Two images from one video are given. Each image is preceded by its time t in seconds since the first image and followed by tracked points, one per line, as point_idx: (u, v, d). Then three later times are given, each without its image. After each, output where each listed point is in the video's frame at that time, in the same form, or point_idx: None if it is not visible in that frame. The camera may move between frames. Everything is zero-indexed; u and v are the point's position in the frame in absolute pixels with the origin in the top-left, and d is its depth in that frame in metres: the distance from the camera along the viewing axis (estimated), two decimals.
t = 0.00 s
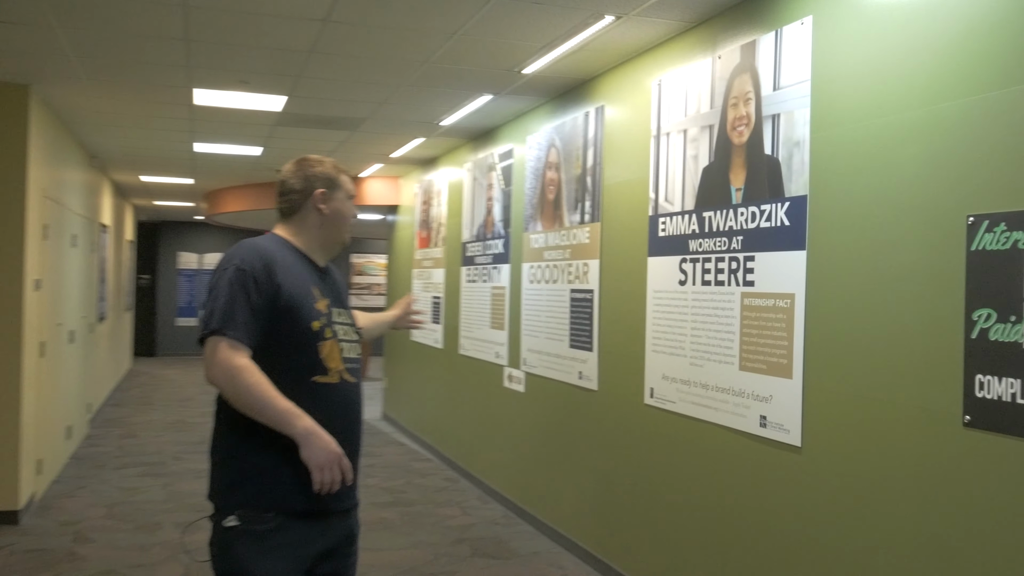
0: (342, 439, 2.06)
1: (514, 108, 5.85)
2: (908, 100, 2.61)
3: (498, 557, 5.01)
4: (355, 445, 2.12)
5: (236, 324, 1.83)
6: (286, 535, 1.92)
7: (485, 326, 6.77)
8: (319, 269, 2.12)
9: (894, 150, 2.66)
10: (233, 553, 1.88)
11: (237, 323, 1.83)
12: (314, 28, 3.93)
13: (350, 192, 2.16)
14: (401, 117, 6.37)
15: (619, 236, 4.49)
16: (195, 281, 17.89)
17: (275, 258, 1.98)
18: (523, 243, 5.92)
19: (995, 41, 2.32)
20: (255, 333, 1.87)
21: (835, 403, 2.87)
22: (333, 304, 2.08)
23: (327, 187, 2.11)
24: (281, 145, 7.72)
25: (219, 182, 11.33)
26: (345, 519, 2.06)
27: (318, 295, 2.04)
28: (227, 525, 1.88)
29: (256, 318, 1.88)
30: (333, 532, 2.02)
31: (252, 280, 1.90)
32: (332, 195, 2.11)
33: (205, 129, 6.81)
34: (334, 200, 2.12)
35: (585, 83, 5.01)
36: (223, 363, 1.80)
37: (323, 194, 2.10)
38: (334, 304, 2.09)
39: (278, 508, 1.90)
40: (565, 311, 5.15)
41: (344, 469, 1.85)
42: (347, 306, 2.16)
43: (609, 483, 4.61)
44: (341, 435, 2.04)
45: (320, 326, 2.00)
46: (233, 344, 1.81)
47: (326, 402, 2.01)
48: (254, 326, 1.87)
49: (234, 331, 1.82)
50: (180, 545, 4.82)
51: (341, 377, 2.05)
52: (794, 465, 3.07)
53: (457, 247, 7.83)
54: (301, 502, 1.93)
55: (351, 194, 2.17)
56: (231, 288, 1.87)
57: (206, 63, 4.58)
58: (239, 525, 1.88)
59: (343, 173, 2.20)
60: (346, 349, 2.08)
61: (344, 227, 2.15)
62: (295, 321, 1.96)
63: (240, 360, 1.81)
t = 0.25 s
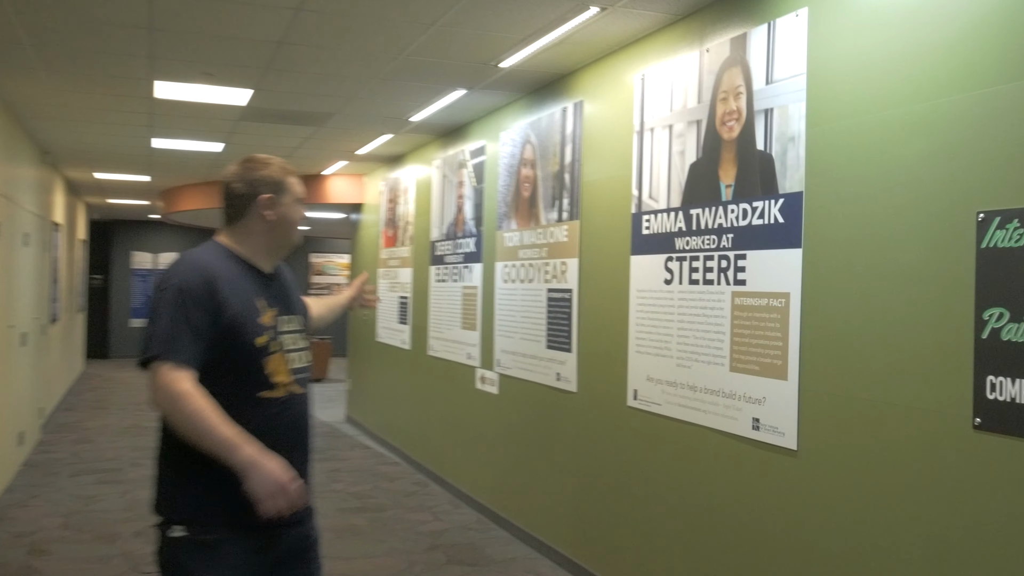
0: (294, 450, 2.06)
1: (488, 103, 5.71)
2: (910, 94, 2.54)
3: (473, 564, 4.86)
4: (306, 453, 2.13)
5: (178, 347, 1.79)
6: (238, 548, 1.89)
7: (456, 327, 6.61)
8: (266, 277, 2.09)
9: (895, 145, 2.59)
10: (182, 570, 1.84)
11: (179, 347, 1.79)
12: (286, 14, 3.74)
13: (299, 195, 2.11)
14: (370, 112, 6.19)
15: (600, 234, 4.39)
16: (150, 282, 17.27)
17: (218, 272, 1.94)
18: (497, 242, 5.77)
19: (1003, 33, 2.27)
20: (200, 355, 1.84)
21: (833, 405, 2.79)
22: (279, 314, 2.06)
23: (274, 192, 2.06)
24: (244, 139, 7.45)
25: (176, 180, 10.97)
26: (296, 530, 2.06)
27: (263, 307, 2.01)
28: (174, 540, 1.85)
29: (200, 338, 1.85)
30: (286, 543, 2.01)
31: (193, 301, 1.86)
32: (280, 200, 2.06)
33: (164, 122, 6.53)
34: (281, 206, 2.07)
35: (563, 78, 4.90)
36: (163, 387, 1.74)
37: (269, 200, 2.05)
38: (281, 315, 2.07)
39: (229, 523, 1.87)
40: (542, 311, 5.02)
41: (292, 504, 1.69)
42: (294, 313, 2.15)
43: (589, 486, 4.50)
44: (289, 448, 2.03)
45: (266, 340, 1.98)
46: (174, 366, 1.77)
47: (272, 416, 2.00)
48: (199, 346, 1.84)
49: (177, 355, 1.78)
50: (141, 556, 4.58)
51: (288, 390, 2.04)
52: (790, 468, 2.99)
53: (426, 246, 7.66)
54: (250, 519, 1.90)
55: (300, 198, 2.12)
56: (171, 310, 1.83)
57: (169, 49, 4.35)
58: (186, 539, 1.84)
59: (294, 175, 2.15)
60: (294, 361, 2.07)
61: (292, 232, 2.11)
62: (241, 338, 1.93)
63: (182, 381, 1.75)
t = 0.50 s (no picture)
0: (253, 452, 2.17)
1: (467, 98, 5.55)
2: (922, 87, 2.45)
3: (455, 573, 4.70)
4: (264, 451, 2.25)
5: (121, 368, 1.85)
6: (202, 546, 2.06)
7: (433, 328, 6.43)
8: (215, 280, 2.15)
9: (906, 141, 2.49)
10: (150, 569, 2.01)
11: (123, 367, 1.85)
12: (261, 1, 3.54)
13: (247, 195, 2.15)
14: (344, 108, 5.99)
15: (586, 233, 4.26)
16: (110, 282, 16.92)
17: (163, 286, 1.97)
18: (476, 241, 5.62)
19: None
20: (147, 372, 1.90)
21: (841, 410, 2.68)
22: (228, 322, 2.12)
23: (219, 194, 2.10)
24: (211, 134, 7.19)
25: (139, 177, 10.62)
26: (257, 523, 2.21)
27: (210, 317, 2.06)
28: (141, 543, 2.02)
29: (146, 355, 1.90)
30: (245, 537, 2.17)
31: (138, 318, 1.90)
32: (225, 201, 2.11)
33: (127, 114, 6.25)
34: (227, 207, 2.11)
35: (546, 72, 4.76)
36: (100, 415, 1.81)
37: (215, 202, 2.09)
38: (229, 322, 2.12)
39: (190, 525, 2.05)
40: (525, 312, 4.88)
41: None
42: (244, 317, 2.21)
43: (575, 492, 4.37)
44: (244, 452, 2.13)
45: (214, 351, 2.04)
46: (113, 391, 1.83)
47: (226, 425, 2.07)
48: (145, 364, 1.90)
49: (119, 377, 1.84)
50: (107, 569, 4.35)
51: (240, 397, 2.11)
52: (793, 475, 2.88)
53: (401, 245, 7.47)
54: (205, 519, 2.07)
55: (248, 198, 2.17)
56: (116, 328, 1.86)
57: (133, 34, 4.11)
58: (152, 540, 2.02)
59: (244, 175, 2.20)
60: (244, 367, 2.13)
61: (240, 233, 2.15)
62: (191, 350, 1.99)
63: (117, 411, 1.82)
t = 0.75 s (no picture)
0: (240, 449, 2.15)
1: (461, 93, 5.40)
2: (958, 80, 2.34)
3: None
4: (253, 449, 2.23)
5: (82, 355, 1.85)
6: (188, 546, 2.05)
7: (426, 328, 6.29)
8: (195, 271, 2.14)
9: (940, 136, 2.38)
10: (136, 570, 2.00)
11: (84, 354, 1.86)
12: None
13: (223, 183, 2.15)
14: (334, 102, 5.83)
15: (590, 231, 4.13)
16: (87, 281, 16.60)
17: (136, 275, 1.98)
18: (471, 240, 5.47)
19: None
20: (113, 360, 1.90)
21: (869, 417, 2.58)
22: (209, 312, 2.11)
23: (192, 182, 2.10)
24: (195, 129, 6.96)
25: (118, 174, 10.37)
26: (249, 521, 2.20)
27: (190, 306, 2.06)
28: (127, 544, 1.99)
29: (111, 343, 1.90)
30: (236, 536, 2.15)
31: (108, 307, 1.90)
32: (201, 188, 2.11)
33: (108, 108, 6.02)
34: (201, 196, 2.11)
35: (545, 66, 4.62)
36: (46, 403, 1.83)
37: (189, 190, 2.09)
38: (211, 312, 2.12)
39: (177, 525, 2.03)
40: (524, 313, 4.74)
41: None
42: (227, 308, 2.21)
43: (579, 498, 4.25)
44: (233, 446, 2.12)
45: (195, 341, 2.03)
46: (70, 378, 1.85)
47: (214, 417, 2.07)
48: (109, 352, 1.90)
49: (82, 365, 1.85)
50: None
51: (227, 389, 2.11)
52: (815, 482, 2.78)
53: (391, 243, 7.30)
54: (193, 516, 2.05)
55: (225, 186, 2.16)
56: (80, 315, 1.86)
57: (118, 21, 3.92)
58: (138, 541, 2.00)
59: (223, 163, 2.20)
60: (228, 359, 2.13)
61: (218, 220, 2.14)
62: (167, 340, 1.98)
63: (59, 401, 1.84)
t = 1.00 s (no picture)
0: (256, 452, 2.12)
1: (466, 87, 5.27)
2: (1006, 70, 2.25)
3: None
4: (270, 452, 2.19)
5: (99, 352, 1.87)
6: (201, 547, 2.03)
7: (427, 328, 6.16)
8: (212, 272, 2.14)
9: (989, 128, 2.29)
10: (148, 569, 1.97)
11: (100, 351, 1.88)
12: None
13: (232, 181, 2.15)
14: (334, 96, 5.69)
15: (603, 228, 4.02)
16: (74, 279, 16.37)
17: (153, 273, 1.99)
18: (475, 237, 5.35)
19: None
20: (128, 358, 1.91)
21: (909, 420, 2.48)
22: (227, 313, 2.10)
23: (201, 182, 2.11)
24: (190, 123, 6.80)
25: (108, 170, 10.17)
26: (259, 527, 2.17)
27: (206, 306, 2.06)
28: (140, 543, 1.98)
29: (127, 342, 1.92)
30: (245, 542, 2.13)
31: (123, 305, 1.92)
32: (209, 187, 2.12)
33: (101, 101, 5.85)
34: (210, 196, 2.12)
35: (555, 58, 4.50)
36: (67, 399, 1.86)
37: (198, 190, 2.10)
38: (228, 313, 2.11)
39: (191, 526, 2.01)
40: (532, 312, 4.62)
41: (68, 575, 1.79)
42: (247, 311, 2.19)
43: (590, 502, 4.14)
44: (249, 448, 2.09)
45: (210, 341, 2.03)
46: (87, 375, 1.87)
47: (228, 418, 2.04)
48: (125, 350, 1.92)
49: (96, 362, 1.87)
50: None
51: (242, 391, 2.09)
52: (849, 488, 2.68)
53: (390, 241, 7.17)
54: (206, 518, 2.03)
55: (235, 185, 2.16)
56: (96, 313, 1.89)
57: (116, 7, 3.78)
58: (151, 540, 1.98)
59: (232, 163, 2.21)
60: (245, 360, 2.11)
61: (229, 218, 2.15)
62: (181, 339, 1.98)
63: (83, 399, 1.87)
